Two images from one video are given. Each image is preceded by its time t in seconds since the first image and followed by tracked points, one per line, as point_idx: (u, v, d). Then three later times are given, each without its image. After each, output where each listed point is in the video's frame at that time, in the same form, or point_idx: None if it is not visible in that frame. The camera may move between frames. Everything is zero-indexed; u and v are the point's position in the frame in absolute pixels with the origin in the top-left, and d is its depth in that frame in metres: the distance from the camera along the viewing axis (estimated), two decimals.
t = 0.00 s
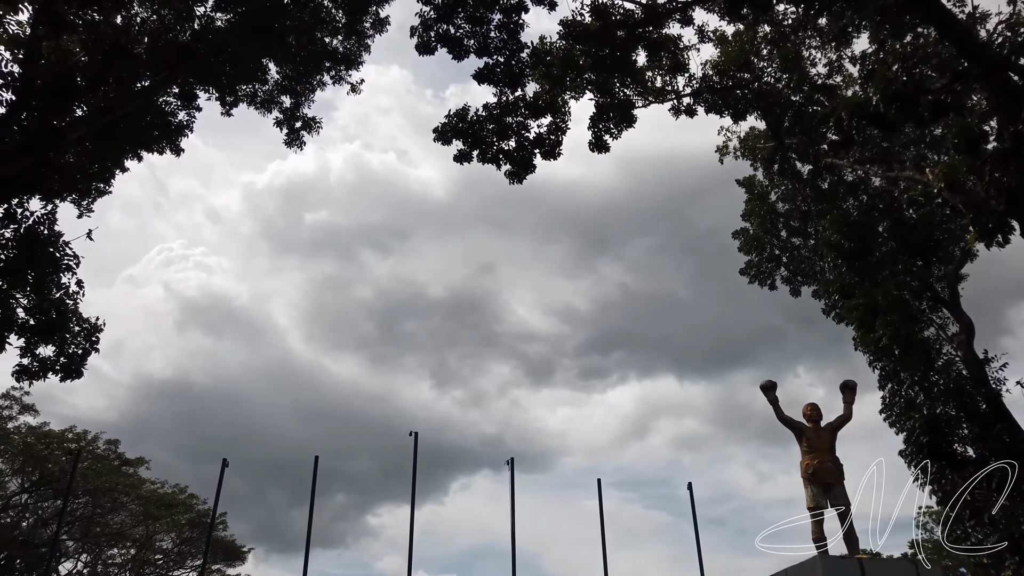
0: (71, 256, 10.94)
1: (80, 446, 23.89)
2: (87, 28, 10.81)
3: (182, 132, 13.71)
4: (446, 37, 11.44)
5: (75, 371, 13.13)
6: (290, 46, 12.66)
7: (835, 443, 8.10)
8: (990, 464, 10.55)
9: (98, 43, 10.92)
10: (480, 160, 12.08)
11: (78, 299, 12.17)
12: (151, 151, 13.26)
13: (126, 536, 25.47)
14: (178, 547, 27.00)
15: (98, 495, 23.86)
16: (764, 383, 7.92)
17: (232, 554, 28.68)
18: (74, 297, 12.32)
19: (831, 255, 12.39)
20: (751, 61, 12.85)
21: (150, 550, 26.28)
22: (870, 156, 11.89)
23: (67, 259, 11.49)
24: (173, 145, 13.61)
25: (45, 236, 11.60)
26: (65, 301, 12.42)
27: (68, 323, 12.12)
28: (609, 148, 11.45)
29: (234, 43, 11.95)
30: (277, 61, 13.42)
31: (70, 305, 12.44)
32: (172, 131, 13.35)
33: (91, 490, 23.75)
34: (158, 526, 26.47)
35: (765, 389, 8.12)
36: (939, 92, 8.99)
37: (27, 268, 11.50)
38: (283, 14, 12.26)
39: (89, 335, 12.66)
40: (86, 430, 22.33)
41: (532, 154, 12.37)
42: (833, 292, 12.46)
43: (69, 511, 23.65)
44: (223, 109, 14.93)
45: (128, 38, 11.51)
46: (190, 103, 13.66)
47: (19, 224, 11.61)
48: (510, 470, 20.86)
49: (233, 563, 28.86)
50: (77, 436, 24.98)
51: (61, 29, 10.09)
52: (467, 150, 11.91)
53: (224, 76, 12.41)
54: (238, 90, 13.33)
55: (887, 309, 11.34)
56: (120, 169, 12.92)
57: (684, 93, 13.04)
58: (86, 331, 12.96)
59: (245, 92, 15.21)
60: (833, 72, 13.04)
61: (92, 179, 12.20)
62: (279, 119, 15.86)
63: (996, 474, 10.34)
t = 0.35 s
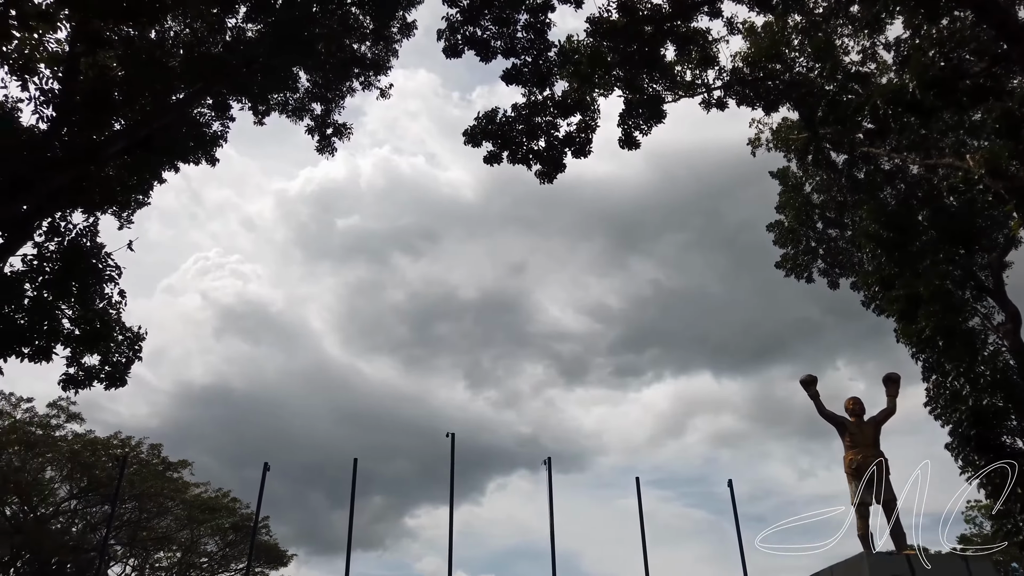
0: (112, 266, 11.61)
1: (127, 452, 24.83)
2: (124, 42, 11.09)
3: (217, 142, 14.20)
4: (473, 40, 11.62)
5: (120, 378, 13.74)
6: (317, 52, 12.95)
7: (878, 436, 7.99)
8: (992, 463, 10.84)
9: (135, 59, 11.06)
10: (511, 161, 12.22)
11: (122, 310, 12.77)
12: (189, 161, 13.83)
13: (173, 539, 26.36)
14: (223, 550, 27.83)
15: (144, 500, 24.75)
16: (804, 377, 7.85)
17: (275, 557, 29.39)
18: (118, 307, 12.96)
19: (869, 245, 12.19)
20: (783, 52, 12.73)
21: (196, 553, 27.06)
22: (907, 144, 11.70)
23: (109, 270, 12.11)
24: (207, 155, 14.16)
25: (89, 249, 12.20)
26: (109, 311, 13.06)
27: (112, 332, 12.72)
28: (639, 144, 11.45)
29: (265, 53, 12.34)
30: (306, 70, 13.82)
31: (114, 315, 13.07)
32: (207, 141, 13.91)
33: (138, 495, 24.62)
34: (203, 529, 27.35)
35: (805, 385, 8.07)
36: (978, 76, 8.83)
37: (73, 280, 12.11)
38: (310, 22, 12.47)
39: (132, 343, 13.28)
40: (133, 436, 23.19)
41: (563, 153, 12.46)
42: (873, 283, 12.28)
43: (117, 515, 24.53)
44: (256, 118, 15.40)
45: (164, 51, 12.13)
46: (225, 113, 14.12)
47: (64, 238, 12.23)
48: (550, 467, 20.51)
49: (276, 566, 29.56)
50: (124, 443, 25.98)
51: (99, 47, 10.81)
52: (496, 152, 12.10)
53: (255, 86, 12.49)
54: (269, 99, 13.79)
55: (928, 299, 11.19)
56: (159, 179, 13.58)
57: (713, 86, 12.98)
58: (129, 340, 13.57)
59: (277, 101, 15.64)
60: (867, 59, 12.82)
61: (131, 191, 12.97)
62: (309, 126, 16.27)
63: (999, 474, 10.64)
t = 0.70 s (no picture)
0: (151, 276, 11.93)
1: (168, 457, 25.40)
2: (155, 57, 11.55)
3: (248, 151, 14.41)
4: (497, 41, 11.60)
5: (160, 386, 14.01)
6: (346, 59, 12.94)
7: (921, 431, 7.75)
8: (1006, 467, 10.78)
9: (168, 70, 11.52)
10: (539, 161, 12.19)
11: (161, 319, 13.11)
12: (221, 171, 14.01)
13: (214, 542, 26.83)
14: (263, 552, 28.23)
15: (186, 504, 25.30)
16: (841, 371, 7.67)
17: (315, 559, 29.75)
18: (156, 316, 13.30)
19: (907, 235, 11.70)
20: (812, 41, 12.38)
21: (237, 556, 27.42)
22: (944, 132, 11.30)
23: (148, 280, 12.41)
24: (240, 164, 14.35)
25: (127, 259, 12.45)
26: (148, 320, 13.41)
27: (150, 340, 12.98)
28: (667, 140, 11.51)
29: (296, 60, 12.39)
30: (334, 76, 13.99)
31: (153, 324, 13.41)
32: (239, 150, 14.09)
33: (180, 499, 25.17)
34: (243, 533, 27.81)
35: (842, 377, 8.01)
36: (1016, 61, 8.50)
37: (112, 290, 12.37)
38: (339, 28, 12.46)
39: (170, 351, 13.60)
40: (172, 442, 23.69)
41: (590, 152, 12.36)
42: (911, 274, 11.82)
43: (160, 520, 25.09)
44: (286, 126, 15.56)
45: (196, 62, 12.11)
46: (255, 122, 14.31)
47: (103, 250, 12.51)
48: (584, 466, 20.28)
49: (316, 568, 29.92)
50: (164, 448, 26.62)
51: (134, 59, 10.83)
52: (524, 152, 12.06)
53: (285, 93, 12.80)
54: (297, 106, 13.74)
55: (971, 289, 10.54)
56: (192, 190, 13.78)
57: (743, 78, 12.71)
58: (167, 348, 13.83)
59: (305, 108, 15.81)
60: (900, 46, 12.41)
61: (166, 202, 13.34)
62: (337, 132, 16.40)
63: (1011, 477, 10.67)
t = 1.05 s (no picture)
0: (187, 283, 12.17)
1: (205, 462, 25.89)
2: (185, 67, 11.79)
3: (277, 158, 14.54)
4: (522, 41, 11.59)
5: (198, 391, 14.28)
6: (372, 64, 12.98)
7: (964, 424, 7.46)
8: None
9: (196, 79, 11.85)
10: (565, 160, 12.11)
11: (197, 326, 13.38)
12: (252, 178, 14.07)
13: (253, 545, 27.21)
14: (301, 554, 28.53)
15: (224, 507, 25.75)
16: (879, 364, 7.43)
17: (352, 561, 30.00)
18: (193, 323, 13.58)
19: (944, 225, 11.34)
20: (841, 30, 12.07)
21: (275, 558, 27.79)
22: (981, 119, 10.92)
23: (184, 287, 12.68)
24: (271, 171, 14.50)
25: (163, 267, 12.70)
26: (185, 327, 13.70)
27: (187, 347, 13.26)
28: (694, 135, 11.30)
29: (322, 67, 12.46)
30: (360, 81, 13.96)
31: (190, 330, 13.69)
32: (267, 157, 14.18)
33: (218, 502, 25.63)
34: (281, 535, 28.18)
35: (879, 370, 7.81)
36: None
37: (149, 298, 12.64)
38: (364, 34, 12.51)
39: (207, 356, 13.88)
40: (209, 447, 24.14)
41: (617, 149, 12.23)
42: (950, 265, 11.35)
43: (200, 523, 25.58)
44: (314, 131, 15.73)
45: (224, 72, 12.53)
46: (284, 129, 14.45)
47: (141, 259, 12.80)
48: (617, 464, 24.19)
49: (353, 570, 30.18)
50: (202, 453, 27.14)
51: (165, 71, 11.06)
52: (550, 151, 12.01)
53: (312, 99, 12.87)
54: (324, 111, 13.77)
55: (1010, 277, 9.90)
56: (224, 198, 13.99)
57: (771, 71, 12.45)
58: (204, 354, 14.08)
59: (332, 114, 15.96)
60: (932, 33, 12.04)
61: (200, 210, 13.61)
62: (365, 136, 16.51)
63: None
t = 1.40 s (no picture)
0: (220, 290, 12.39)
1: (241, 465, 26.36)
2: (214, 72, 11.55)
3: (306, 163, 14.70)
4: (546, 39, 11.54)
5: (233, 395, 14.53)
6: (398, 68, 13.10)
7: (1008, 417, 7.18)
8: None
9: (226, 87, 11.52)
10: (592, 158, 12.08)
11: (230, 331, 13.61)
12: (282, 184, 14.18)
13: (289, 547, 27.60)
14: (337, 556, 28.83)
15: (260, 509, 26.18)
16: (918, 356, 7.17)
17: (387, 561, 30.25)
18: (227, 328, 13.81)
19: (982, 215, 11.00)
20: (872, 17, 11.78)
21: (312, 559, 28.13)
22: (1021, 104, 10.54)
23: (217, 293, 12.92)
24: (300, 176, 14.67)
25: (197, 274, 12.91)
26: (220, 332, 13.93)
27: (222, 352, 13.52)
28: (723, 128, 11.29)
29: (348, 73, 12.68)
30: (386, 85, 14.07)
31: (224, 336, 13.92)
32: (297, 162, 14.26)
33: (255, 504, 26.08)
34: (317, 536, 28.54)
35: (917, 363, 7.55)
36: None
37: (185, 304, 12.89)
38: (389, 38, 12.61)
39: (241, 361, 14.12)
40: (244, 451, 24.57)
41: (644, 145, 12.10)
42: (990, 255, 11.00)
43: (238, 525, 26.04)
44: (341, 136, 15.92)
45: (252, 79, 12.81)
46: (312, 135, 14.64)
47: (175, 266, 13.06)
48: (651, 463, 23.72)
49: (388, 570, 30.44)
50: (238, 456, 27.63)
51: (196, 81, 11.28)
52: (576, 149, 11.96)
53: (340, 105, 13.20)
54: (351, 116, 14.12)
55: None
56: (256, 204, 14.19)
57: (800, 61, 12.23)
58: (238, 358, 14.33)
59: (359, 118, 16.11)
60: (965, 18, 11.67)
61: (231, 217, 13.87)
62: (391, 139, 16.65)
63: None
